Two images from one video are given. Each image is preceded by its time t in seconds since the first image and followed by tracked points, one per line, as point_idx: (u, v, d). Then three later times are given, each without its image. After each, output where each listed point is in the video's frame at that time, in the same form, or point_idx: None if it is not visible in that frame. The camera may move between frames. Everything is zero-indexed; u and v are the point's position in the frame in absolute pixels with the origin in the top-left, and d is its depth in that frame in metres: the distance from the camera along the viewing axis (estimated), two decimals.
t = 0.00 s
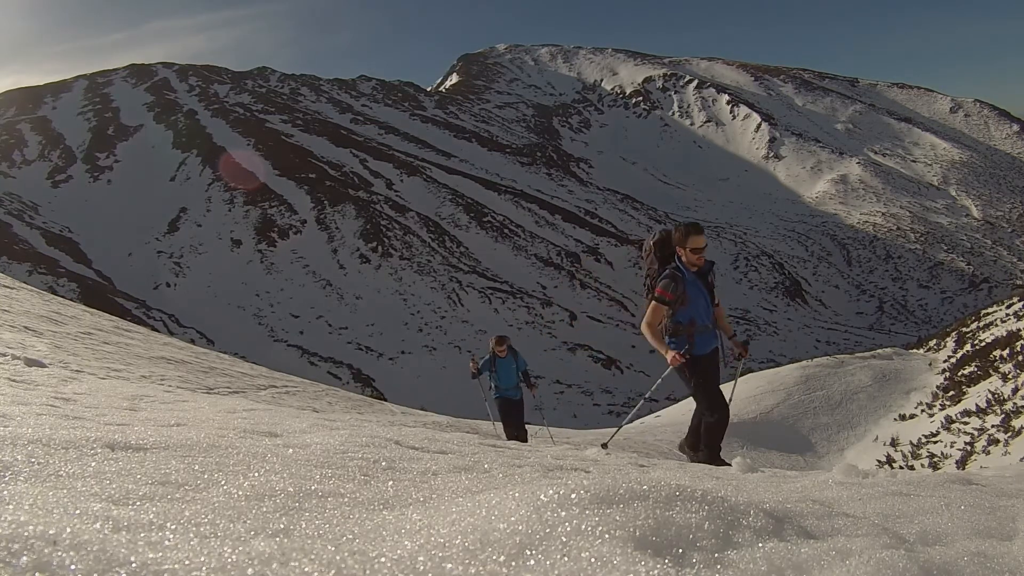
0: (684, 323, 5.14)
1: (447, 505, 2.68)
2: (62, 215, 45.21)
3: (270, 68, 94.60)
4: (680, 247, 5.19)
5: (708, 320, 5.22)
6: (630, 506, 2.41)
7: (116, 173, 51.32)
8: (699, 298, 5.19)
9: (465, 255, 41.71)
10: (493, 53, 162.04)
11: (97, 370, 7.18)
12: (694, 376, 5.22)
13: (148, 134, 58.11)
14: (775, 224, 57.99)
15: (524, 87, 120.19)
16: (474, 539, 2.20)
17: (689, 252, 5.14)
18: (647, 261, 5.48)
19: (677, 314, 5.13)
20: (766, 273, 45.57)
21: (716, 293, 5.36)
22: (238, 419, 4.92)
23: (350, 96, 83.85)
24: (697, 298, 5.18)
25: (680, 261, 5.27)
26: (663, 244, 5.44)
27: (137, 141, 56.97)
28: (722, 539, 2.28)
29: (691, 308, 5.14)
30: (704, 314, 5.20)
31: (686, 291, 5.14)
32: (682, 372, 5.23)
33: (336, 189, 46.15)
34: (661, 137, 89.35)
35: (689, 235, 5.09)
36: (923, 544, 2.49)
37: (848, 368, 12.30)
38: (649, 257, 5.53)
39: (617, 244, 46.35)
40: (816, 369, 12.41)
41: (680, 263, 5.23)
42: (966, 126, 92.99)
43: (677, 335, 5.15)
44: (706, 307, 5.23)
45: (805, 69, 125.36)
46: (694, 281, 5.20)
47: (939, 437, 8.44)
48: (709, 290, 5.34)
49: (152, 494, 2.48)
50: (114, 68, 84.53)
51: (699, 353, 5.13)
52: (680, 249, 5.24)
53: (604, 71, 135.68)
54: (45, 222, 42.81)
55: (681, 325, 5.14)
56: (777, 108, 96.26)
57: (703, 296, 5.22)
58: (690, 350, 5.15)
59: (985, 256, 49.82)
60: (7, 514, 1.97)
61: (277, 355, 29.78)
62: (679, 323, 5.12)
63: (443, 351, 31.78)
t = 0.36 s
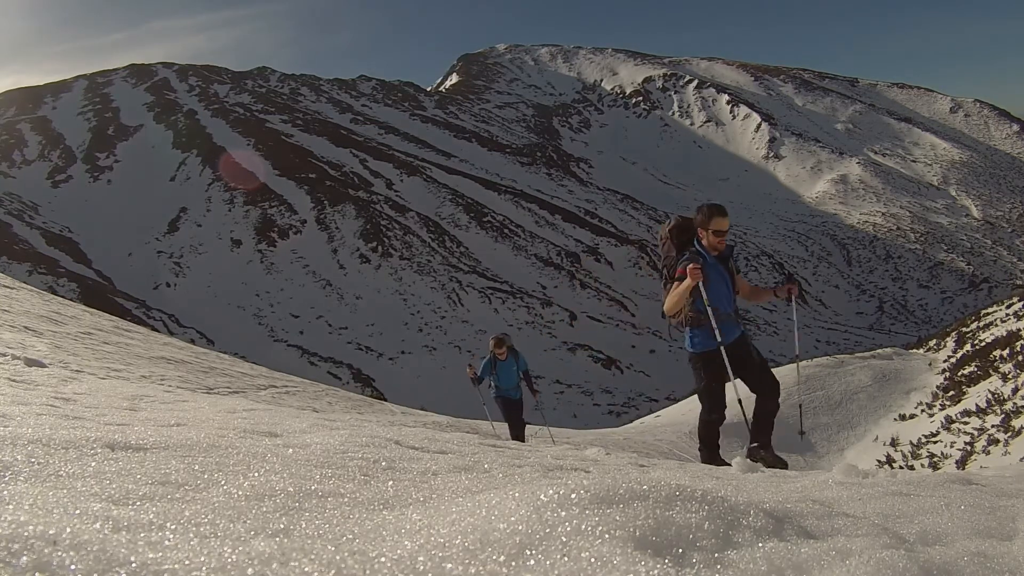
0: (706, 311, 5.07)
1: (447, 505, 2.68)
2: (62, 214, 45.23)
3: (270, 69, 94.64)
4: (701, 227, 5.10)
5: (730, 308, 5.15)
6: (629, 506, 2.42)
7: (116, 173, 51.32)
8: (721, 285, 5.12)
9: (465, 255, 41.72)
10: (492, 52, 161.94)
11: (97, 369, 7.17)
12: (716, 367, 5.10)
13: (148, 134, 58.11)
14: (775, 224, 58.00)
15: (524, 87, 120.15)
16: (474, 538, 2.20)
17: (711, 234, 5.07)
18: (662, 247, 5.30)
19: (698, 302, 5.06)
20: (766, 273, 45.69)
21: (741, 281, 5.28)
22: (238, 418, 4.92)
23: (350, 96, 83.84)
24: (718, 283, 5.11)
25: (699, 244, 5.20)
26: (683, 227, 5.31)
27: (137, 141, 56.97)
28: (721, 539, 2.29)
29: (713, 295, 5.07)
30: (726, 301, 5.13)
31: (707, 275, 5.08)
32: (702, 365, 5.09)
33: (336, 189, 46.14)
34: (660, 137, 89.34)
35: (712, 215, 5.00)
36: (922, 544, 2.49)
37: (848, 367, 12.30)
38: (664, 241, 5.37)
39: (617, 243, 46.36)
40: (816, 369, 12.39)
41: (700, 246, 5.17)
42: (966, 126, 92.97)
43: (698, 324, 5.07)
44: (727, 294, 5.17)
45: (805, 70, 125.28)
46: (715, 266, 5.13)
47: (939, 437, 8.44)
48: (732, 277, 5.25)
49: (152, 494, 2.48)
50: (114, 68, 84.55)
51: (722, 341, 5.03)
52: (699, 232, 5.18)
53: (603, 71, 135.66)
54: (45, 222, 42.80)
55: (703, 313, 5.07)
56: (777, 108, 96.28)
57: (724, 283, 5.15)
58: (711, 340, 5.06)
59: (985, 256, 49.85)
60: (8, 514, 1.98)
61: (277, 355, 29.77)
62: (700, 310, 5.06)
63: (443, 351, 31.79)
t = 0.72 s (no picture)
0: (754, 309, 4.94)
1: (447, 505, 2.68)
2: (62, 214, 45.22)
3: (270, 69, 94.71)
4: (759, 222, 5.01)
5: (781, 310, 5.00)
6: (630, 505, 2.41)
7: (116, 173, 51.32)
8: (773, 282, 4.97)
9: (466, 255, 41.72)
10: (493, 52, 161.97)
11: (97, 369, 7.17)
12: (757, 369, 4.99)
13: (148, 134, 58.10)
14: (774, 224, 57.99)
15: (524, 87, 120.18)
16: (474, 538, 2.20)
17: (768, 226, 4.99)
18: (714, 238, 5.10)
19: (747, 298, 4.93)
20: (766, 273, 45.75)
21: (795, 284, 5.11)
22: (237, 418, 4.92)
23: (350, 96, 83.84)
24: (771, 280, 4.96)
25: (755, 239, 5.10)
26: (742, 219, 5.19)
27: (137, 141, 56.96)
28: (722, 539, 2.28)
29: (763, 294, 4.93)
30: (776, 301, 4.98)
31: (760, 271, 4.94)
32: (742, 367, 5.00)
33: (336, 189, 46.16)
34: (660, 137, 89.31)
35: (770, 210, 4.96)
36: (921, 544, 2.49)
37: (848, 367, 12.31)
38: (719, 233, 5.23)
39: (617, 244, 46.39)
40: (816, 369, 12.38)
41: (757, 241, 5.06)
42: (966, 126, 92.88)
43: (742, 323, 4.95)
44: (779, 295, 5.00)
45: (805, 70, 125.25)
46: (771, 264, 4.99)
47: (939, 437, 8.44)
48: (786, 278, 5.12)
49: (152, 494, 2.48)
50: (114, 69, 84.60)
51: (766, 342, 4.88)
52: (757, 227, 5.09)
53: (603, 71, 135.70)
54: (45, 222, 42.80)
55: (751, 311, 4.93)
56: (777, 108, 96.18)
57: (777, 283, 5.00)
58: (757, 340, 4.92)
59: (985, 256, 49.84)
60: (7, 514, 1.97)
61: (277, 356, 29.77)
62: (748, 308, 4.93)
63: (443, 351, 31.77)
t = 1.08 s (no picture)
0: (785, 301, 4.67)
1: (448, 505, 2.68)
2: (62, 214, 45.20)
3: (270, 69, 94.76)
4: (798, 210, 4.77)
5: (814, 304, 4.74)
6: (629, 506, 2.41)
7: (116, 173, 51.33)
8: (808, 274, 4.70)
9: (465, 254, 41.70)
10: (493, 52, 162.13)
11: (96, 370, 7.16)
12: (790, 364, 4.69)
13: (148, 134, 58.08)
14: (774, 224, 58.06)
15: (524, 87, 120.24)
16: (474, 538, 2.20)
17: (804, 213, 4.73)
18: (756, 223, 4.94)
19: (781, 289, 4.66)
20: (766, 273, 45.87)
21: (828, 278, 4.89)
22: (238, 418, 4.93)
23: (350, 96, 83.88)
24: (806, 271, 4.70)
25: (792, 226, 4.86)
26: (778, 205, 4.94)
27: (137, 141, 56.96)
28: (722, 539, 2.28)
29: (798, 284, 4.65)
30: (811, 294, 4.72)
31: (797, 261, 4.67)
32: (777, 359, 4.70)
33: (336, 189, 46.20)
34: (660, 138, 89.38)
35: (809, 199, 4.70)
36: (922, 544, 2.49)
37: (847, 368, 12.32)
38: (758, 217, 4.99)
39: (617, 244, 46.44)
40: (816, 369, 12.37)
41: (794, 228, 4.82)
42: (966, 126, 92.97)
43: (775, 314, 4.68)
44: (814, 287, 4.75)
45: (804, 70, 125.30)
46: (808, 255, 4.72)
47: (939, 437, 8.44)
48: (821, 268, 4.86)
49: (152, 494, 2.49)
50: (114, 69, 84.62)
51: (796, 336, 4.62)
52: (792, 215, 4.87)
53: (603, 71, 135.77)
54: (45, 222, 42.80)
55: (783, 302, 4.67)
56: (777, 107, 96.21)
57: (813, 274, 4.75)
58: (790, 333, 4.65)
59: (985, 256, 49.85)
60: (7, 513, 1.97)
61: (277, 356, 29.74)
62: (781, 298, 4.66)
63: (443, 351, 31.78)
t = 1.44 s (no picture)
0: (823, 287, 4.56)
1: (447, 504, 2.68)
2: (63, 214, 45.20)
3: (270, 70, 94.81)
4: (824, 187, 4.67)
5: (853, 287, 4.60)
6: (629, 506, 2.41)
7: (116, 173, 51.33)
8: (845, 255, 4.59)
9: (465, 254, 41.70)
10: (493, 53, 162.23)
11: (97, 369, 7.17)
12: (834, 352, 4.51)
13: (148, 134, 58.07)
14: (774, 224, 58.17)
15: (524, 87, 120.31)
16: (474, 539, 2.20)
17: (831, 189, 4.62)
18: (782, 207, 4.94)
19: (816, 275, 4.57)
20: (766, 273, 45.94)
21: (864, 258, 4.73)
22: (237, 418, 4.92)
23: (350, 96, 83.92)
24: (841, 253, 4.60)
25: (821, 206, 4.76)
26: (804, 187, 4.87)
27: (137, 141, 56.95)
28: (722, 538, 2.29)
29: (834, 268, 4.55)
30: (849, 276, 4.59)
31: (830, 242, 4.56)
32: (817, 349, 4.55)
33: (336, 189, 46.24)
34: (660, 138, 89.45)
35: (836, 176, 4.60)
36: (922, 543, 2.49)
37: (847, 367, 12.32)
38: (785, 201, 4.96)
39: (617, 244, 46.49)
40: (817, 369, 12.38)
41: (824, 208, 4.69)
42: (965, 125, 93.06)
43: (813, 301, 4.56)
44: (850, 269, 4.62)
45: (804, 70, 125.44)
46: (840, 235, 4.60)
47: (940, 437, 8.44)
48: (857, 248, 4.71)
49: (152, 494, 2.49)
50: (115, 69, 84.65)
51: (838, 324, 4.48)
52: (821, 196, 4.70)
53: (604, 71, 135.81)
54: (45, 222, 42.78)
55: (820, 289, 4.55)
56: (777, 108, 96.30)
57: (848, 254, 4.63)
58: (830, 322, 4.50)
59: (985, 255, 49.86)
60: (7, 515, 1.97)
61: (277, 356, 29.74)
62: (815, 284, 4.55)
63: (443, 351, 31.78)
